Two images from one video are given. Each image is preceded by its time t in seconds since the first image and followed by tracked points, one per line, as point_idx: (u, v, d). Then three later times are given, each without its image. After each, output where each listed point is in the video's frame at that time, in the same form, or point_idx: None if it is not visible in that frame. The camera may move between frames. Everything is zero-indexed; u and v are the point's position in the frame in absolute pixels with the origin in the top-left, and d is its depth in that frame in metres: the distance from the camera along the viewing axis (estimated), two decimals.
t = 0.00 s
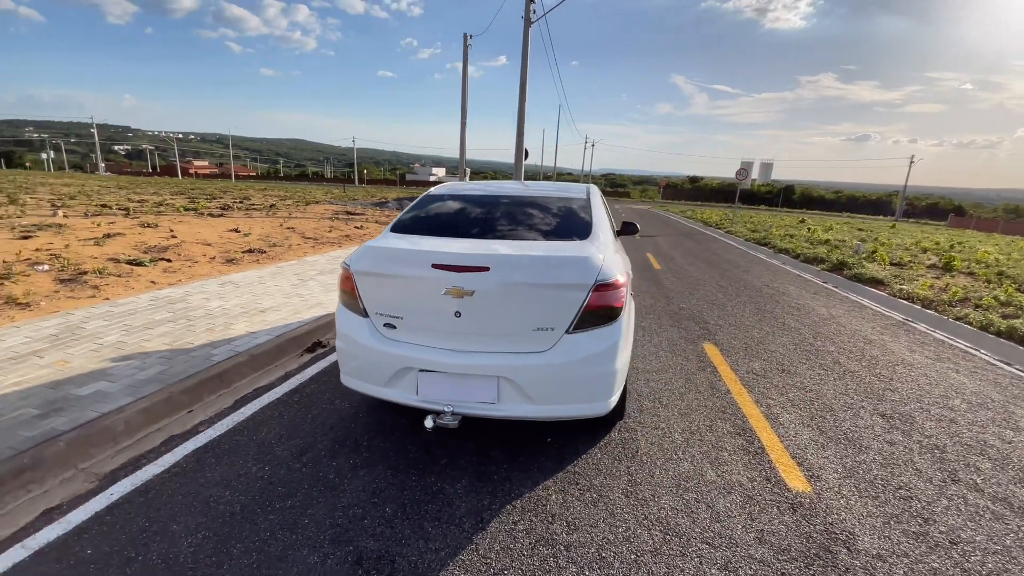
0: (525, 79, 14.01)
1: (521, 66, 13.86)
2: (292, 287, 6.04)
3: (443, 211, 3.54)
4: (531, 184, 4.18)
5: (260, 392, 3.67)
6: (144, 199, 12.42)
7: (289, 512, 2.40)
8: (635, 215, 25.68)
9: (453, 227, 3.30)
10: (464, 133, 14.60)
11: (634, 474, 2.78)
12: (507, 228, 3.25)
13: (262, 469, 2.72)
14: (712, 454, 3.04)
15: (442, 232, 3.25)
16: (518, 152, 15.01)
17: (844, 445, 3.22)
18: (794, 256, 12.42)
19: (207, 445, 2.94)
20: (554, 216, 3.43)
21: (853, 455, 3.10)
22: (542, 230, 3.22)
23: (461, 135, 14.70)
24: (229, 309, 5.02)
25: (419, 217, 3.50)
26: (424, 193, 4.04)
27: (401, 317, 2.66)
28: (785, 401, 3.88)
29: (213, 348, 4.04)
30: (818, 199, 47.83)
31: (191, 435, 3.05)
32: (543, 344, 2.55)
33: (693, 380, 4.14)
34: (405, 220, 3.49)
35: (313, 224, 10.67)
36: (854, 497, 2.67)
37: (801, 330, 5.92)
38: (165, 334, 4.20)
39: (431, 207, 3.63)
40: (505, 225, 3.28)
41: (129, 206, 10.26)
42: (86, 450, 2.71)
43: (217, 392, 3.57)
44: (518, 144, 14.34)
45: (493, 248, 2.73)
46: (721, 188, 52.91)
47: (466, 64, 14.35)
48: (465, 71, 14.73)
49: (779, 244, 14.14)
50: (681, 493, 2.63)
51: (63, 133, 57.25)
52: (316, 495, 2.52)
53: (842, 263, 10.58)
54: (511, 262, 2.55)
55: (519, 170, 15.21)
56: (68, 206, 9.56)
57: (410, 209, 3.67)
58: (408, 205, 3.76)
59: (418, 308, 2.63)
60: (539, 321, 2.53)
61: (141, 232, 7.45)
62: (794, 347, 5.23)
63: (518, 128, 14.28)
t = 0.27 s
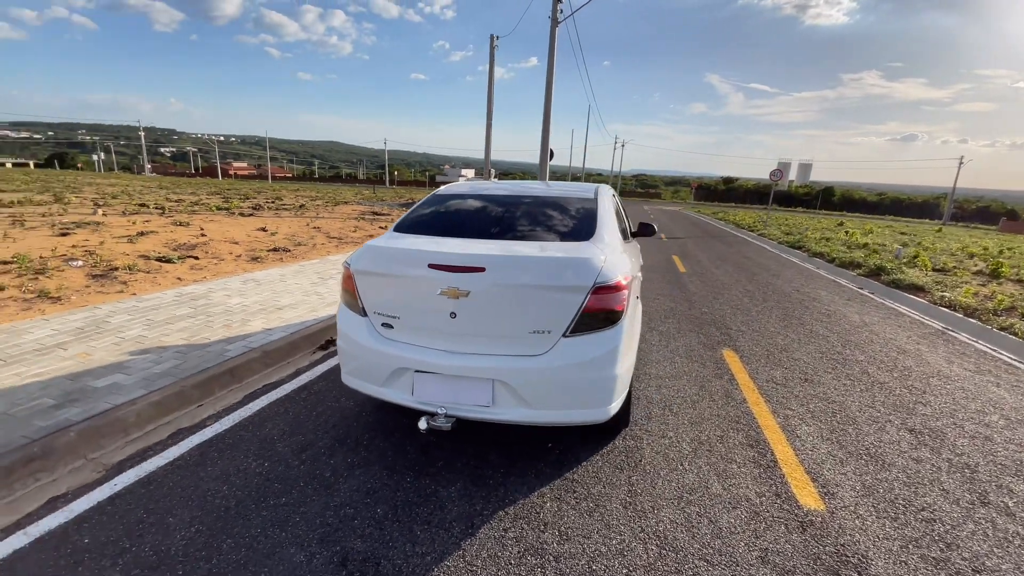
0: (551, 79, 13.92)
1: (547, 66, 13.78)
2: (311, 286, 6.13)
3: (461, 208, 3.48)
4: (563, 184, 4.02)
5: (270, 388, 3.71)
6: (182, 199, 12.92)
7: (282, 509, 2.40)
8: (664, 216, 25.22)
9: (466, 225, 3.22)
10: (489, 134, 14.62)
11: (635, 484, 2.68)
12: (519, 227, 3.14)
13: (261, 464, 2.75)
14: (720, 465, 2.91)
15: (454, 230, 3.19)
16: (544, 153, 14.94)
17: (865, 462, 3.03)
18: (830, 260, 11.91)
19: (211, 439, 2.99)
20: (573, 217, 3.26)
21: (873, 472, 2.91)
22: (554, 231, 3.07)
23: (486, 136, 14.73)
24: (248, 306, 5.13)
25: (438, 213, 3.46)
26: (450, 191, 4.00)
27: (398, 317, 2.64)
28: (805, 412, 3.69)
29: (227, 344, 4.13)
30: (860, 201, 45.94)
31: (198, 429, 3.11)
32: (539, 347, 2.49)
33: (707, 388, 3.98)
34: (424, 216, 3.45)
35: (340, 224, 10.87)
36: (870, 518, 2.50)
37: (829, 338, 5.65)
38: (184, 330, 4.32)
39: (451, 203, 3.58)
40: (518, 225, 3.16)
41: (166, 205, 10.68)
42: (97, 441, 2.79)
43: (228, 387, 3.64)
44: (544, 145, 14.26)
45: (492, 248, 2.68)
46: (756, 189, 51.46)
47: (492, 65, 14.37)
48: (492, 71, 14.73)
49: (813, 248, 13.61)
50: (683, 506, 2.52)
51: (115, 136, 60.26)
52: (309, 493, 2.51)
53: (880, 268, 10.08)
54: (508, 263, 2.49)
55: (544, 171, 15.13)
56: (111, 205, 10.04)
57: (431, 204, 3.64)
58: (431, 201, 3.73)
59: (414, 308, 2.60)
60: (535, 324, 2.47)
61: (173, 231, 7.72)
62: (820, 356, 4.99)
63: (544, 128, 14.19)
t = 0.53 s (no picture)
0: (577, 79, 13.80)
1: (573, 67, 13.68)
2: (332, 286, 6.24)
3: (480, 209, 3.46)
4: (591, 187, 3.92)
5: (283, 386, 3.78)
6: (217, 200, 13.39)
7: (281, 506, 2.43)
8: (694, 219, 24.72)
9: (482, 226, 3.19)
10: (514, 136, 14.60)
11: (637, 494, 2.61)
12: (534, 230, 3.08)
13: (267, 462, 2.79)
14: (729, 478, 2.80)
15: (469, 230, 3.17)
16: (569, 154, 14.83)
17: (888, 479, 2.87)
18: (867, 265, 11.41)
19: (222, 435, 3.06)
20: (592, 221, 3.16)
21: (895, 491, 2.75)
22: (569, 234, 2.99)
23: (511, 138, 14.73)
24: (268, 306, 5.25)
25: (458, 213, 3.45)
26: (475, 192, 3.99)
27: (400, 319, 2.65)
28: (826, 425, 3.52)
29: (245, 342, 4.23)
30: (904, 204, 44.00)
31: (211, 425, 3.18)
32: (538, 352, 2.45)
33: (723, 397, 3.85)
34: (444, 216, 3.46)
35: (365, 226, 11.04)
36: (888, 541, 2.35)
37: (859, 347, 5.40)
38: (205, 327, 4.45)
39: (472, 204, 3.57)
40: (534, 227, 3.10)
41: (201, 207, 11.08)
42: (114, 434, 2.89)
43: (243, 383, 3.73)
44: (569, 146, 14.16)
45: (494, 251, 2.66)
46: (792, 192, 49.93)
47: (518, 67, 14.37)
48: (518, 73, 14.74)
49: (849, 252, 13.07)
50: (686, 520, 2.43)
51: (161, 140, 63.07)
52: (309, 491, 2.54)
53: (920, 273, 9.60)
54: (507, 266, 2.47)
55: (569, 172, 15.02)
56: (150, 206, 10.48)
57: (453, 204, 3.64)
58: (454, 201, 3.73)
59: (415, 310, 2.60)
60: (534, 329, 2.44)
61: (205, 231, 8.00)
62: (847, 366, 4.77)
63: (569, 129, 14.10)
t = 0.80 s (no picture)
0: (601, 81, 13.68)
1: (597, 69, 13.58)
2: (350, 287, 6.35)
3: (498, 210, 3.45)
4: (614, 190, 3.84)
5: (296, 383, 3.86)
6: (249, 204, 13.84)
7: (281, 501, 2.48)
8: (723, 222, 24.20)
9: (496, 227, 3.18)
10: (538, 139, 14.59)
11: (636, 502, 2.56)
12: (546, 232, 3.04)
13: (272, 457, 2.86)
14: (735, 488, 2.71)
15: (483, 231, 3.18)
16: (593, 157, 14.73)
17: (906, 495, 2.72)
18: (903, 271, 10.92)
19: (233, 429, 3.15)
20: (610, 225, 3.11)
21: (913, 508, 2.61)
22: (579, 236, 2.94)
23: (535, 141, 14.74)
24: (288, 305, 5.38)
25: (476, 213, 3.46)
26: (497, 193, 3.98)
27: (399, 319, 2.67)
28: (844, 436, 3.37)
29: (262, 341, 4.35)
30: (949, 208, 42.02)
31: (223, 419, 3.28)
32: (534, 355, 2.44)
33: (736, 405, 3.74)
34: (462, 216, 3.47)
35: (388, 228, 11.20)
36: (901, 560, 2.24)
37: (888, 355, 5.16)
38: (225, 326, 4.59)
39: (491, 205, 3.57)
40: (547, 229, 3.07)
41: (232, 210, 11.48)
42: (130, 426, 3.01)
43: (257, 380, 3.83)
44: (593, 149, 14.07)
45: (493, 252, 2.66)
46: (828, 195, 48.34)
47: (542, 71, 14.37)
48: (541, 76, 14.73)
49: (885, 257, 12.54)
50: (685, 530, 2.37)
51: (202, 146, 65.65)
52: (309, 488, 2.59)
53: (960, 280, 9.13)
54: (504, 267, 2.46)
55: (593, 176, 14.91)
56: (185, 209, 10.92)
57: (473, 204, 3.65)
58: (475, 201, 3.74)
59: (414, 311, 2.62)
60: (530, 331, 2.42)
61: (233, 233, 8.27)
62: (873, 375, 4.57)
63: (593, 132, 14.00)
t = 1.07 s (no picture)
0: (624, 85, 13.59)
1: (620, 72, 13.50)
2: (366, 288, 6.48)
3: (514, 211, 3.45)
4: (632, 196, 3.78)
5: (305, 381, 3.97)
6: (278, 207, 14.28)
7: (277, 494, 2.56)
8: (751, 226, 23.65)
9: (507, 228, 3.21)
10: (560, 143, 14.58)
11: (626, 507, 2.54)
12: (556, 235, 3.03)
13: (273, 451, 2.95)
14: (730, 496, 2.66)
15: (494, 232, 3.20)
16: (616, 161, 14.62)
17: (912, 510, 2.62)
18: (939, 277, 10.45)
19: (240, 424, 3.26)
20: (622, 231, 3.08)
21: (918, 524, 2.51)
22: (587, 240, 2.93)
23: (556, 145, 14.74)
24: (304, 305, 5.53)
25: (491, 213, 3.49)
26: (516, 195, 3.99)
27: (394, 319, 2.73)
28: (853, 447, 3.26)
29: (276, 339, 4.49)
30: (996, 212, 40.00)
31: (232, 414, 3.40)
32: (523, 357, 2.45)
33: (741, 413, 3.66)
34: (478, 215, 3.51)
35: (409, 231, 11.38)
36: None
37: (911, 364, 4.95)
38: (242, 324, 4.75)
39: (508, 206, 3.57)
40: (557, 232, 3.06)
41: (261, 213, 11.87)
42: (145, 418, 3.15)
43: (268, 377, 3.95)
44: (615, 152, 13.97)
45: (486, 254, 2.69)
46: (866, 199, 46.65)
47: (565, 74, 14.37)
48: (563, 79, 14.74)
49: (921, 263, 12.03)
50: (672, 537, 2.34)
51: (238, 152, 68.02)
52: (305, 482, 2.66)
53: (999, 287, 8.68)
54: (493, 269, 2.49)
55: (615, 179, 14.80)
56: (216, 212, 11.36)
57: (491, 204, 3.68)
58: (493, 202, 3.75)
59: (408, 312, 2.67)
60: (518, 333, 2.44)
61: (259, 236, 8.55)
62: (892, 386, 4.40)
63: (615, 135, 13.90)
